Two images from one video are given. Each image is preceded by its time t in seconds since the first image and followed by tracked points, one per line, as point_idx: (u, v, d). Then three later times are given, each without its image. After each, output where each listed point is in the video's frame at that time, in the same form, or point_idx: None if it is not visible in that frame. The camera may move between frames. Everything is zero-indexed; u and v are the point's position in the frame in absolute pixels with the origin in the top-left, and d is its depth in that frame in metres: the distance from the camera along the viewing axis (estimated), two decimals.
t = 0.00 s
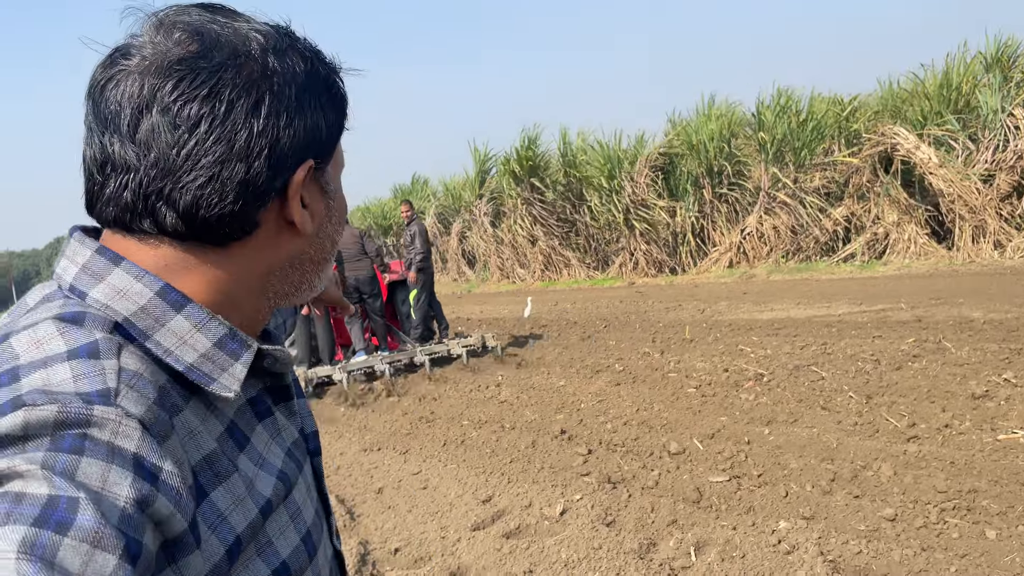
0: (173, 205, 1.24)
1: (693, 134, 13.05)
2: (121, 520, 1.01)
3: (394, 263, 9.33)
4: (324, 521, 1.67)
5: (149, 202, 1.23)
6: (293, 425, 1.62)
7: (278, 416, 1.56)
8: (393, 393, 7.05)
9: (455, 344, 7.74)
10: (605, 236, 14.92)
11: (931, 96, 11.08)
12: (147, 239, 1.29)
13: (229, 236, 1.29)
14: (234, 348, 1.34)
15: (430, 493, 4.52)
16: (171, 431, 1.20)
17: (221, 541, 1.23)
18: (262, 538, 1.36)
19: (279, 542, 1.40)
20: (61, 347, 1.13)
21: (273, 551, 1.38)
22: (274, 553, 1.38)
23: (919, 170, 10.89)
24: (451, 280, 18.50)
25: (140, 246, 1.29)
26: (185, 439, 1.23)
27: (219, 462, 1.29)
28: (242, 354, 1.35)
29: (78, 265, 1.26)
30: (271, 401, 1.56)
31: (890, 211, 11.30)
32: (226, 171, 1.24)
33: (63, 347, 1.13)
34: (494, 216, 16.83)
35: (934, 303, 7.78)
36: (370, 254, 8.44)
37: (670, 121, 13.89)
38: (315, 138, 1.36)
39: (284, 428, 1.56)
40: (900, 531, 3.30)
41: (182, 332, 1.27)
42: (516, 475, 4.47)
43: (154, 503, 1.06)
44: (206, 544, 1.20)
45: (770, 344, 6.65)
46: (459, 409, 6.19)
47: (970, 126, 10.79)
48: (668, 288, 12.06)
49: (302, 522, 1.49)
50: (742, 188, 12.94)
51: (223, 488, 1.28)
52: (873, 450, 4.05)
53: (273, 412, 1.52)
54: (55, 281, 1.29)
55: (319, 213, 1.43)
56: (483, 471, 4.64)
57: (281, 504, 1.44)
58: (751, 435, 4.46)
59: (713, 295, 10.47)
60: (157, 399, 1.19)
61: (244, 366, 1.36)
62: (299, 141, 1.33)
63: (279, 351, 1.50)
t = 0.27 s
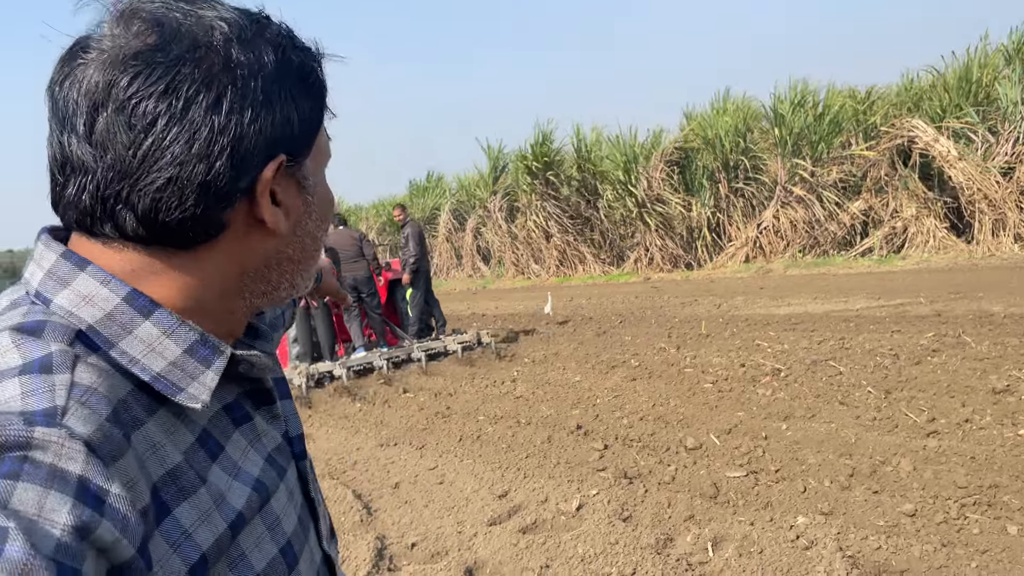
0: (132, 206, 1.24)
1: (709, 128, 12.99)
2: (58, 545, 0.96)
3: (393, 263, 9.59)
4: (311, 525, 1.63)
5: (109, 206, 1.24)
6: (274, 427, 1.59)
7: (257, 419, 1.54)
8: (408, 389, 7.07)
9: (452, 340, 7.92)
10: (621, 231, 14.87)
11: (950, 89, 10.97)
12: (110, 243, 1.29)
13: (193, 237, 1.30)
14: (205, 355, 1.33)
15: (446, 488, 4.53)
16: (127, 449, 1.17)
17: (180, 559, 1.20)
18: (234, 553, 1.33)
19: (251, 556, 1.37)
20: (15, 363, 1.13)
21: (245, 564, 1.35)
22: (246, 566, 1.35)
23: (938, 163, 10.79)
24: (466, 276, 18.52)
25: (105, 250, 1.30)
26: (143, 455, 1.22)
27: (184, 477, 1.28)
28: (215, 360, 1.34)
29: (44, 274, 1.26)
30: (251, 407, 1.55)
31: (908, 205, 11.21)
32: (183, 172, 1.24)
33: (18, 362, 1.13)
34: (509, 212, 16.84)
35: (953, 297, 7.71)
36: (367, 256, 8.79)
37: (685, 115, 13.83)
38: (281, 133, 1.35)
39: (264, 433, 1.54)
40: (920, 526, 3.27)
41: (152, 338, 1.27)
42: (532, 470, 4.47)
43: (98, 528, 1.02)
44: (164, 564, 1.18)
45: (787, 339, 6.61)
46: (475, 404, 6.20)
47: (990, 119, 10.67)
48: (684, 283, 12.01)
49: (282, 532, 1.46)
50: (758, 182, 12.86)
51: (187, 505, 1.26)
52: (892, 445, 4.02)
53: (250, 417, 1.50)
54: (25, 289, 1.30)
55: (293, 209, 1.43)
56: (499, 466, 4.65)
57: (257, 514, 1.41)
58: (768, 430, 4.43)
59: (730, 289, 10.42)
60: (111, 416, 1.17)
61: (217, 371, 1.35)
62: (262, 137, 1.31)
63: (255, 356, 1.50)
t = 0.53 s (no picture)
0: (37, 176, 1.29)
1: (725, 122, 12.90)
2: None
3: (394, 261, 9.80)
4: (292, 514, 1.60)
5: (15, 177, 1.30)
6: (247, 416, 1.57)
7: (225, 409, 1.51)
8: (422, 385, 7.07)
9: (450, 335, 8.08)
10: (636, 225, 14.82)
11: (971, 80, 10.85)
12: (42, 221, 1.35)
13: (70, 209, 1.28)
14: (154, 346, 1.33)
15: (461, 483, 4.53)
16: (62, 439, 1.14)
17: (127, 549, 1.17)
18: (196, 541, 1.30)
19: (218, 544, 1.34)
20: None
21: (212, 552, 1.32)
22: (212, 556, 1.32)
23: (957, 155, 10.67)
24: (481, 272, 18.53)
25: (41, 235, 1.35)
26: (82, 446, 1.18)
27: (132, 465, 1.25)
28: (164, 352, 1.33)
29: None
30: (217, 397, 1.51)
31: (927, 197, 11.11)
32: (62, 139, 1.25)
33: None
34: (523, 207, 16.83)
35: (972, 290, 7.63)
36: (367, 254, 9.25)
37: (700, 108, 13.75)
38: (139, 92, 1.25)
39: (232, 421, 1.51)
40: (939, 521, 3.24)
41: (99, 332, 1.27)
42: (547, 465, 4.46)
43: (25, 517, 0.98)
44: (110, 554, 1.14)
45: (804, 333, 6.57)
46: (489, 399, 6.19)
47: (1011, 110, 10.54)
48: (700, 278, 11.95)
49: (252, 520, 1.43)
50: (775, 176, 12.76)
51: (135, 494, 1.23)
52: (910, 440, 3.98)
53: (214, 406, 1.48)
54: None
55: (175, 183, 1.31)
56: (515, 461, 4.65)
57: (224, 503, 1.39)
58: (785, 425, 4.40)
59: (746, 284, 10.37)
60: (43, 405, 1.14)
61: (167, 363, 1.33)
62: (141, 103, 1.26)
63: (209, 347, 1.44)
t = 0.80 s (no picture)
0: None
1: (739, 115, 12.84)
2: None
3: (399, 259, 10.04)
4: (280, 513, 1.56)
5: None
6: (233, 413, 1.54)
7: (207, 407, 1.49)
8: (435, 380, 7.09)
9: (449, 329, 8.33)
10: (650, 220, 14.78)
11: (988, 72, 10.76)
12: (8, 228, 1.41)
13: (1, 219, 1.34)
14: (113, 359, 1.32)
15: (475, 478, 4.54)
16: (16, 438, 1.11)
17: (78, 553, 1.13)
18: (161, 544, 1.26)
19: (187, 546, 1.30)
20: None
21: (179, 555, 1.29)
22: (179, 558, 1.28)
23: (974, 148, 10.58)
24: (494, 267, 18.54)
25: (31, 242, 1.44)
26: (37, 446, 1.15)
27: (92, 464, 1.21)
28: (123, 365, 1.33)
29: None
30: (198, 395, 1.49)
31: (944, 191, 11.02)
32: None
33: None
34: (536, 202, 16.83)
35: (989, 284, 7.57)
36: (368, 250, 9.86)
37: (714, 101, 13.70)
38: None
39: (213, 419, 1.49)
40: (957, 516, 3.21)
41: (60, 341, 1.31)
42: (560, 460, 4.47)
43: None
44: (58, 560, 1.10)
45: (819, 327, 6.53)
46: (503, 394, 6.20)
47: None
48: (714, 272, 11.91)
49: (228, 521, 1.39)
50: (790, 169, 12.69)
51: (93, 494, 1.19)
52: (927, 434, 3.95)
53: (195, 405, 1.46)
54: None
55: (29, 190, 1.26)
56: (529, 456, 4.65)
57: (198, 503, 1.35)
58: (800, 420, 4.38)
59: (760, 278, 10.32)
60: None
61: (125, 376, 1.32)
62: None
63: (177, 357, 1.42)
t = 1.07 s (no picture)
0: None
1: (751, 109, 12.76)
2: None
3: (393, 255, 10.29)
4: (279, 516, 1.56)
5: None
6: (234, 415, 1.56)
7: (205, 409, 1.51)
8: (446, 376, 7.10)
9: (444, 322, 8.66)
10: (662, 215, 14.72)
11: (1005, 64, 10.66)
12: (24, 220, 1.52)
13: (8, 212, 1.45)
14: (105, 358, 1.37)
15: (486, 473, 4.55)
16: None
17: (53, 555, 1.15)
18: (144, 548, 1.27)
19: (171, 550, 1.31)
20: None
21: (163, 559, 1.30)
22: (163, 562, 1.29)
23: (989, 142, 10.47)
24: (505, 263, 18.51)
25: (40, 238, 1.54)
26: (17, 447, 1.18)
27: (76, 465, 1.23)
28: (115, 363, 1.37)
29: None
30: (198, 397, 1.51)
31: (959, 185, 10.92)
32: None
33: None
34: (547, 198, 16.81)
35: (1005, 280, 7.50)
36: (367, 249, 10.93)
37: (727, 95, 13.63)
38: None
39: (211, 421, 1.50)
40: (970, 513, 3.19)
41: (54, 338, 1.38)
42: (571, 456, 4.46)
43: None
44: (31, 562, 1.13)
45: (832, 323, 6.49)
46: (514, 390, 6.21)
47: None
48: (727, 268, 11.85)
49: (216, 526, 1.40)
50: (803, 164, 12.61)
51: (75, 495, 1.21)
52: (940, 431, 3.93)
53: (193, 406, 1.48)
54: None
55: (23, 190, 1.34)
56: (541, 452, 4.65)
57: (185, 508, 1.36)
58: (812, 416, 4.36)
59: (773, 274, 10.26)
60: None
61: (117, 375, 1.36)
62: None
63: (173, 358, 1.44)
